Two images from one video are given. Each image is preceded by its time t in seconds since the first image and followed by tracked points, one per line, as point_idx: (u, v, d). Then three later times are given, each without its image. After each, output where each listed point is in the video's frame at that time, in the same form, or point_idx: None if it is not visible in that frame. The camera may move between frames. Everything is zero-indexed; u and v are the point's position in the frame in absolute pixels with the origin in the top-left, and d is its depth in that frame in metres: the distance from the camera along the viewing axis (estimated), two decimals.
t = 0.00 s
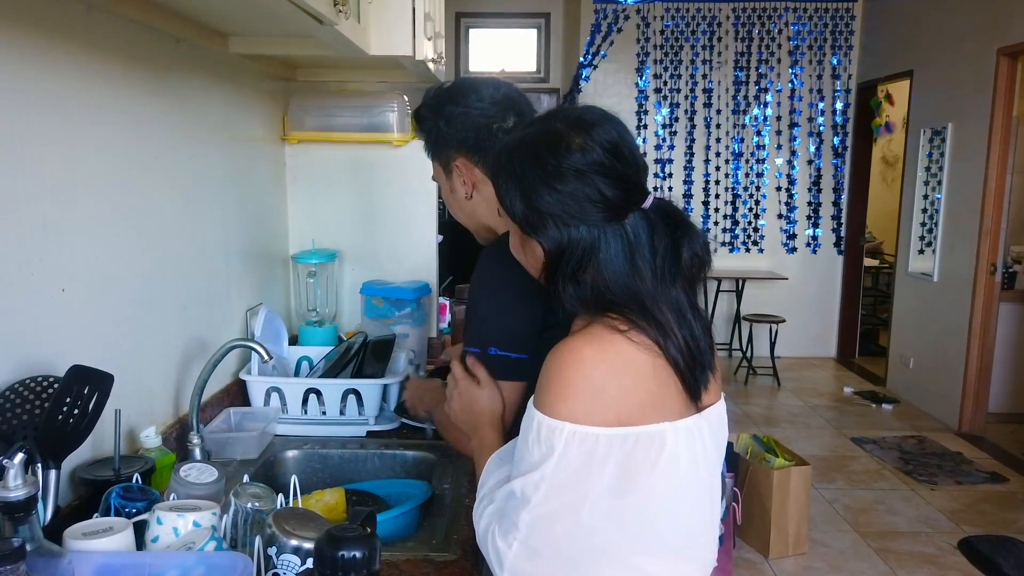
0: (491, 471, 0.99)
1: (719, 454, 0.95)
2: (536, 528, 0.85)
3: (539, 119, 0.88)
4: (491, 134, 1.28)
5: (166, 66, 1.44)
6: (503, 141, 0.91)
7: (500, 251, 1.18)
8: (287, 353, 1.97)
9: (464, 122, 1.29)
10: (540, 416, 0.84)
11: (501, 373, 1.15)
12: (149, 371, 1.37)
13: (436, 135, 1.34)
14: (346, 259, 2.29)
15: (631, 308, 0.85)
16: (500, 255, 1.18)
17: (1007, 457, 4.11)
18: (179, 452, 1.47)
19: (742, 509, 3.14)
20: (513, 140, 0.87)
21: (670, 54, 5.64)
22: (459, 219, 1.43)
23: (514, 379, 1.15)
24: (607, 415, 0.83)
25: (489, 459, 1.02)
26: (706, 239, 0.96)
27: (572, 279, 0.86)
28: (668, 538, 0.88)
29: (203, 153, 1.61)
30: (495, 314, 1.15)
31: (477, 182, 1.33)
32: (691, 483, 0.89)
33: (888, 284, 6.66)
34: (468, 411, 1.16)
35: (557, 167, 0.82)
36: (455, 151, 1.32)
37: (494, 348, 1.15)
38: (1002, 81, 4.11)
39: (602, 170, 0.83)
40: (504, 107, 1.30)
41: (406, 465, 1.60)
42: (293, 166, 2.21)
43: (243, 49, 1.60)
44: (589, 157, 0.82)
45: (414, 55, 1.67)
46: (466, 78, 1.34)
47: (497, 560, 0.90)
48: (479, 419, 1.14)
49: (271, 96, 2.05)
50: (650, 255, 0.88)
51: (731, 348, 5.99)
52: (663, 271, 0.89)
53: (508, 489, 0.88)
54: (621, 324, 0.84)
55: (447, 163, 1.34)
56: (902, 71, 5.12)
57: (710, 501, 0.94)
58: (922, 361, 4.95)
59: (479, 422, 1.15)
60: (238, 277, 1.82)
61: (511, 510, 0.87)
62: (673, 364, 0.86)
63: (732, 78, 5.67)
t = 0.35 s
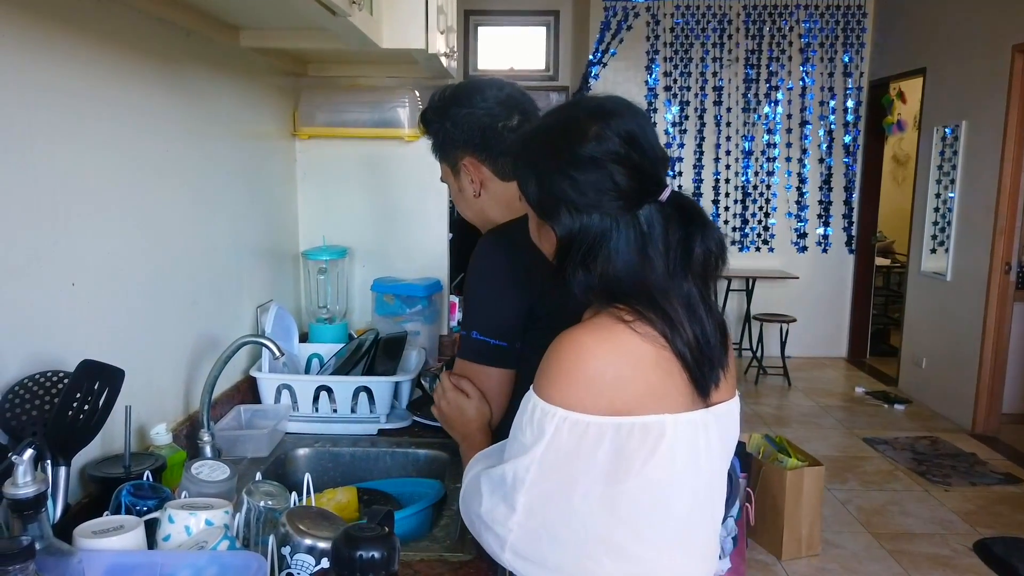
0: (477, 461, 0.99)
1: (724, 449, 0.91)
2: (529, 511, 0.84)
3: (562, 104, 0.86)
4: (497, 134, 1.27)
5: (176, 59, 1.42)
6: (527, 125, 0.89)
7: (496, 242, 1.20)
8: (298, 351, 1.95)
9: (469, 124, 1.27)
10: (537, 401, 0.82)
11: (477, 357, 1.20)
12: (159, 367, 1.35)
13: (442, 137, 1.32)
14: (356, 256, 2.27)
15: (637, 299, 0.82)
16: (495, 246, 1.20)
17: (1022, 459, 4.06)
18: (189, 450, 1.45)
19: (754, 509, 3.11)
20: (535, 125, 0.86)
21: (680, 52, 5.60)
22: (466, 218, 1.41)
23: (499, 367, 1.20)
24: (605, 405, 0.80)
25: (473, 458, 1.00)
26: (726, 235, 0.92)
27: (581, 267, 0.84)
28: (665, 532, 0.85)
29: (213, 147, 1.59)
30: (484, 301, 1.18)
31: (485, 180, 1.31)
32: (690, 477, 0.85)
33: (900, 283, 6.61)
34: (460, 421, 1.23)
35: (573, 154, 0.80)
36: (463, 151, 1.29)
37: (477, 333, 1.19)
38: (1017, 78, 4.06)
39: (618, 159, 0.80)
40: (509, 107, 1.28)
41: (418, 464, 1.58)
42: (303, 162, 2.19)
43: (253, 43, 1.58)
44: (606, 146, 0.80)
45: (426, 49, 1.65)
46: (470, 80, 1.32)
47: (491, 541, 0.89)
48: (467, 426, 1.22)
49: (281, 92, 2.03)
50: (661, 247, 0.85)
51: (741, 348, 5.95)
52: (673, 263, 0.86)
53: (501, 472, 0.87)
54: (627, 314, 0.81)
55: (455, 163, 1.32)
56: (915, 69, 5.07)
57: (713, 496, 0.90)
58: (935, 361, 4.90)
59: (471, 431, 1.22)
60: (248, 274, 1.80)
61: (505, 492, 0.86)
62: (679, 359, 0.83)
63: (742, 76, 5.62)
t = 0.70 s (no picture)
0: (486, 454, 0.96)
1: (742, 450, 0.88)
2: (543, 512, 0.81)
3: (599, 82, 0.84)
4: (505, 129, 1.24)
5: (185, 51, 1.40)
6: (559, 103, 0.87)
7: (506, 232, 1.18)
8: (306, 348, 1.93)
9: (477, 119, 1.24)
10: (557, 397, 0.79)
11: (480, 349, 1.18)
12: (167, 363, 1.33)
13: (450, 133, 1.29)
14: (365, 252, 2.25)
15: (662, 290, 0.79)
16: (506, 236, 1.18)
17: None
18: (197, 447, 1.43)
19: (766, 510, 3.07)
20: (569, 100, 0.84)
21: (689, 50, 5.56)
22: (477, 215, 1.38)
23: (503, 360, 1.18)
24: (626, 404, 0.77)
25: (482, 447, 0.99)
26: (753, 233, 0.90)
27: (605, 252, 0.81)
28: (682, 534, 0.82)
29: (221, 142, 1.57)
30: (493, 292, 1.16)
31: (495, 176, 1.28)
32: (707, 479, 0.83)
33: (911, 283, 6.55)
34: (460, 411, 1.17)
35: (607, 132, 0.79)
36: (471, 147, 1.27)
37: (481, 325, 1.17)
38: None
39: (654, 141, 0.79)
40: (517, 101, 1.25)
41: (429, 463, 1.55)
42: (312, 158, 2.17)
43: (262, 35, 1.56)
44: (643, 125, 0.78)
45: (437, 41, 1.63)
46: (477, 76, 1.30)
47: (502, 539, 0.86)
48: (469, 415, 1.16)
49: (290, 86, 2.01)
50: (688, 238, 0.82)
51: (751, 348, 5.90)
52: (698, 257, 0.83)
53: (516, 470, 0.84)
54: (651, 307, 0.78)
55: (464, 160, 1.29)
56: (927, 66, 5.01)
57: (729, 499, 0.88)
58: (948, 361, 4.85)
59: (473, 422, 1.16)
60: (256, 270, 1.78)
61: (518, 492, 0.83)
62: (703, 356, 0.80)
63: (752, 73, 5.58)
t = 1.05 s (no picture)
0: (504, 456, 0.95)
1: (769, 452, 0.86)
2: (568, 517, 0.79)
3: (622, 76, 0.82)
4: (518, 124, 1.22)
5: (194, 47, 1.39)
6: (581, 95, 0.85)
7: (521, 227, 1.16)
8: (315, 347, 1.92)
9: (489, 115, 1.23)
10: (581, 402, 0.77)
11: (493, 348, 1.16)
12: (175, 362, 1.32)
13: (462, 129, 1.28)
14: (374, 251, 2.23)
15: (687, 292, 0.77)
16: (521, 231, 1.16)
17: None
18: (206, 448, 1.41)
19: (777, 513, 3.04)
20: (590, 93, 0.82)
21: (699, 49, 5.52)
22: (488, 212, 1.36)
23: (514, 358, 1.16)
24: (652, 409, 0.76)
25: (498, 450, 0.98)
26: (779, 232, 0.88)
27: (628, 251, 0.79)
28: (708, 541, 0.80)
29: (230, 139, 1.56)
30: (506, 291, 1.14)
31: (507, 171, 1.26)
32: (735, 484, 0.81)
33: (923, 283, 6.49)
34: (473, 412, 1.13)
35: (630, 128, 0.76)
36: (484, 142, 1.25)
37: (493, 324, 1.15)
38: None
39: (678, 139, 0.77)
40: (530, 96, 1.23)
41: (439, 464, 1.54)
42: (321, 156, 2.16)
43: (272, 31, 1.54)
44: (668, 122, 0.76)
45: (447, 37, 1.61)
46: (491, 71, 1.28)
47: (525, 544, 0.84)
48: (482, 415, 1.13)
49: (299, 84, 2.00)
50: (713, 238, 0.80)
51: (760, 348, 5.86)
52: (724, 257, 0.81)
53: (538, 475, 0.82)
54: (677, 309, 0.76)
55: (476, 154, 1.27)
56: (940, 64, 4.96)
57: (756, 502, 0.86)
58: (960, 362, 4.80)
59: (487, 421, 1.12)
60: (265, 269, 1.77)
61: (542, 497, 0.81)
62: (730, 360, 0.78)
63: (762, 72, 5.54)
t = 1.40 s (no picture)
0: (519, 461, 0.93)
1: (789, 455, 0.85)
2: (587, 522, 0.78)
3: (634, 74, 0.81)
4: (531, 123, 1.20)
5: (201, 46, 1.38)
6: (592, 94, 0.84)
7: (533, 228, 1.15)
8: (321, 348, 1.91)
9: (500, 115, 1.21)
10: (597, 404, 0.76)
11: (506, 350, 1.14)
12: (181, 363, 1.31)
13: (473, 128, 1.26)
14: (380, 252, 2.22)
15: (702, 292, 0.76)
16: (534, 232, 1.14)
17: None
18: (211, 449, 1.40)
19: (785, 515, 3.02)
20: (602, 91, 0.81)
21: (705, 48, 5.49)
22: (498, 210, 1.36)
23: (528, 360, 1.15)
24: (670, 410, 0.74)
25: (513, 454, 0.96)
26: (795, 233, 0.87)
27: (641, 250, 0.78)
28: (731, 546, 0.79)
29: (236, 139, 1.55)
30: (518, 293, 1.13)
31: (519, 170, 1.25)
32: (755, 487, 0.79)
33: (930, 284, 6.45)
34: (487, 415, 1.11)
35: (642, 126, 0.75)
36: (495, 141, 1.24)
37: (506, 325, 1.14)
38: None
39: (692, 137, 0.76)
40: (542, 95, 1.22)
41: (447, 466, 1.52)
42: (328, 156, 2.15)
43: (279, 30, 1.53)
44: (681, 120, 0.75)
45: (455, 36, 1.60)
46: (502, 69, 1.26)
47: (542, 551, 0.83)
48: (496, 418, 1.11)
49: (305, 83, 1.99)
50: (728, 237, 0.79)
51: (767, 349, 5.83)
52: (740, 257, 0.80)
53: (555, 479, 0.81)
54: (693, 309, 0.75)
55: (487, 153, 1.26)
56: (948, 63, 4.93)
57: (778, 507, 0.84)
58: (969, 363, 4.76)
59: (502, 423, 1.11)
60: (271, 269, 1.76)
61: (559, 502, 0.80)
62: (747, 361, 0.77)
63: (769, 72, 5.51)
